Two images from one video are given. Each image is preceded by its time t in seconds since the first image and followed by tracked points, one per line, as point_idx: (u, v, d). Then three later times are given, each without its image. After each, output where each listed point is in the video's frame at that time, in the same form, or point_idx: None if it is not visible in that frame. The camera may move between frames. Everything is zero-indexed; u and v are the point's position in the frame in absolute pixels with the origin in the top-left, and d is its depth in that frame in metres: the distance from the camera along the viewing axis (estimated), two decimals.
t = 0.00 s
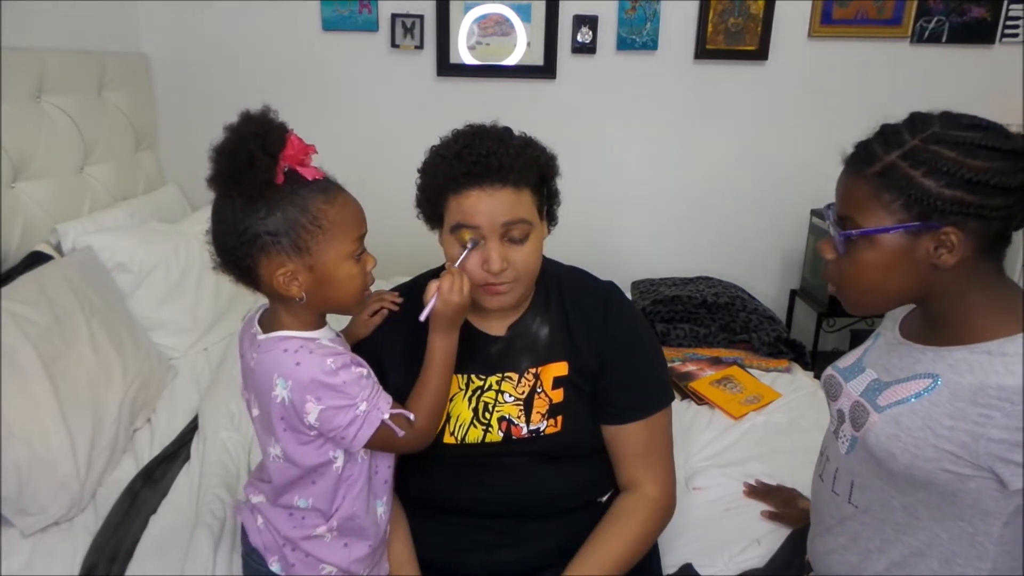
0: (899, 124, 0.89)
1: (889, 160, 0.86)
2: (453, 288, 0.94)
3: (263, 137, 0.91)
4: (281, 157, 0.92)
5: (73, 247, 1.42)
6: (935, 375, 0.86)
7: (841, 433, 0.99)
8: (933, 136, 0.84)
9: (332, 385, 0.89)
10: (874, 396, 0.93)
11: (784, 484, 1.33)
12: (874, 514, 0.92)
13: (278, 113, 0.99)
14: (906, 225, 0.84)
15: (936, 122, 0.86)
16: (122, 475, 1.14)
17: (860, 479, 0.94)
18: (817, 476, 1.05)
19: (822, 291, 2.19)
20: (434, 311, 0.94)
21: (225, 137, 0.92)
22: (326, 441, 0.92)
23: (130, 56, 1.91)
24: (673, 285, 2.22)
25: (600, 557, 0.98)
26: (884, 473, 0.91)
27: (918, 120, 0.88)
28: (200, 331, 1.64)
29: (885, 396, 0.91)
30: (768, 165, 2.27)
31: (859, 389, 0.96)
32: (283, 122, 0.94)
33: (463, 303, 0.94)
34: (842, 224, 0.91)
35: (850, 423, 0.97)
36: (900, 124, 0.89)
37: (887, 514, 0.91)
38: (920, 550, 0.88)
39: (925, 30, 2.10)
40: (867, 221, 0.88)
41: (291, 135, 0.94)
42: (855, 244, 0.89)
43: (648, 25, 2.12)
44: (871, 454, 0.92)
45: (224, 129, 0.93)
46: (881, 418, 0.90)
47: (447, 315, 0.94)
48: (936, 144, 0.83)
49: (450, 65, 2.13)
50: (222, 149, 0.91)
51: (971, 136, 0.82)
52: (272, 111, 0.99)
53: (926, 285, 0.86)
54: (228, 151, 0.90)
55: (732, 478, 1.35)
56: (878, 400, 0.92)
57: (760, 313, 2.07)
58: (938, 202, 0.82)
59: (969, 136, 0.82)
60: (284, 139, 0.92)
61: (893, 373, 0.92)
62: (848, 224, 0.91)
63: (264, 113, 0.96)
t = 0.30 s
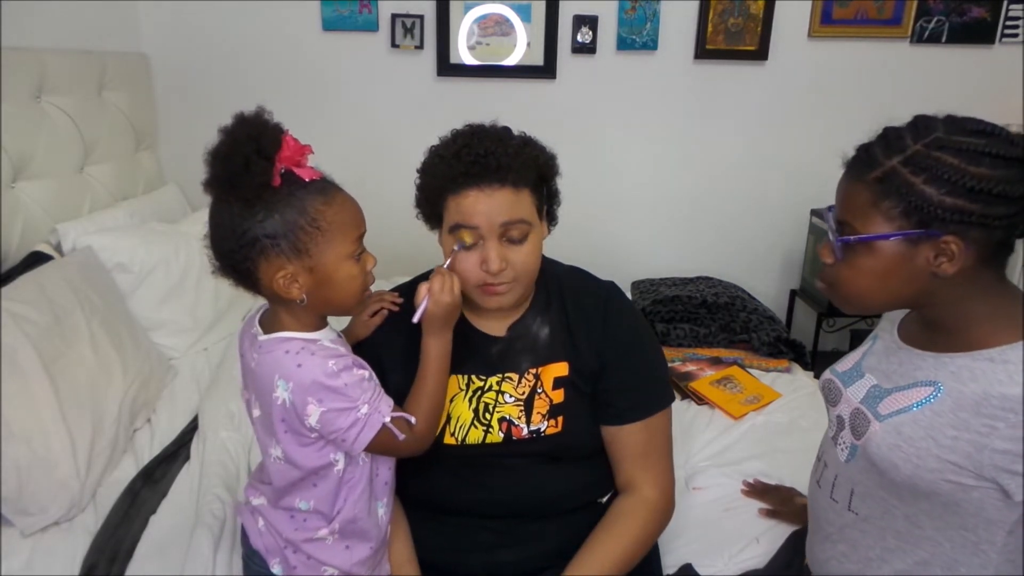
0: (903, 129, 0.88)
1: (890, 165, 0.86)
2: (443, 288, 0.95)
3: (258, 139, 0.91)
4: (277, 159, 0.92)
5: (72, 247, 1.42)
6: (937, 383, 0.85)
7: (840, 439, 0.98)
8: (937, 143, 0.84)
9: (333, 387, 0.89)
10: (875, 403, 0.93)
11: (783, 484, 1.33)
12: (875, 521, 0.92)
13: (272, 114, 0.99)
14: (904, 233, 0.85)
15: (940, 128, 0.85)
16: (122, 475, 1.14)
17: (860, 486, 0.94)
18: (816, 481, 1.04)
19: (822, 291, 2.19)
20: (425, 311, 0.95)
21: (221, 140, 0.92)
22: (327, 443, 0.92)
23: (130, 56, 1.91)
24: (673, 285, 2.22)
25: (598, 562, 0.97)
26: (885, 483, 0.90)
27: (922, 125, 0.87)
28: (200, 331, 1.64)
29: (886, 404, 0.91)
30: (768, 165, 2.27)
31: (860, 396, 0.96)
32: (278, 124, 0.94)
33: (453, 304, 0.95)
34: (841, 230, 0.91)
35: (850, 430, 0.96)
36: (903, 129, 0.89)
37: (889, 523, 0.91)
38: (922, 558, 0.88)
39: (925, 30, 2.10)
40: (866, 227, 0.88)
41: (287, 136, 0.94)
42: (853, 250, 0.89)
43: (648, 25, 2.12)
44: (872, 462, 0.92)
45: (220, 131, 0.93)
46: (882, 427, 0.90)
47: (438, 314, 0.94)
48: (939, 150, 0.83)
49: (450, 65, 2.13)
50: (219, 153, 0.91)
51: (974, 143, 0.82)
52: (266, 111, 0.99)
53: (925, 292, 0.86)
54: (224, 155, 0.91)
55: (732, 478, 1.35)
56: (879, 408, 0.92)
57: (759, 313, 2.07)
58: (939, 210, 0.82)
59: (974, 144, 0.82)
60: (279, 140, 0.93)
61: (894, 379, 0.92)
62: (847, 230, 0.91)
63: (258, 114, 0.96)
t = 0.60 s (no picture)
0: (899, 131, 0.86)
1: (898, 173, 0.83)
2: (444, 287, 0.95)
3: (247, 142, 0.91)
4: (267, 160, 0.91)
5: (72, 247, 1.42)
6: (930, 385, 0.86)
7: (837, 441, 0.99)
8: (941, 144, 0.81)
9: (332, 390, 0.89)
10: (869, 404, 0.93)
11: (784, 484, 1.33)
12: (873, 524, 0.92)
13: (258, 116, 0.98)
14: (920, 239, 0.82)
15: (940, 127, 0.82)
16: (122, 474, 1.14)
17: (857, 488, 0.94)
18: (815, 484, 1.04)
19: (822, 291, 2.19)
20: (427, 311, 0.95)
21: (209, 146, 0.92)
22: (327, 446, 0.92)
23: (130, 56, 1.91)
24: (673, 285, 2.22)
25: (596, 565, 0.97)
26: (881, 484, 0.90)
27: (918, 124, 0.85)
28: (200, 331, 1.64)
29: (880, 405, 0.91)
30: (769, 165, 2.27)
31: (855, 397, 0.96)
32: (265, 126, 0.93)
33: (455, 303, 0.95)
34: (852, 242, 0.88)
35: (846, 431, 0.96)
36: (900, 131, 0.86)
37: (886, 524, 0.91)
38: (920, 559, 0.88)
39: (925, 30, 2.09)
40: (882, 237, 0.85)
41: (275, 137, 0.94)
42: (868, 260, 0.86)
43: (648, 24, 2.12)
44: (869, 464, 0.91)
45: (207, 137, 0.93)
46: (876, 429, 0.90)
47: (439, 314, 0.94)
48: (945, 151, 0.81)
49: (450, 65, 2.13)
50: (208, 158, 0.91)
51: (978, 142, 0.80)
52: (251, 114, 0.99)
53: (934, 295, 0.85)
54: (213, 160, 0.90)
55: (732, 478, 1.35)
56: (873, 410, 0.92)
57: (760, 313, 2.07)
58: (953, 213, 0.80)
59: (977, 141, 0.80)
60: (268, 142, 0.92)
61: (889, 380, 0.92)
62: (859, 241, 0.87)
63: (244, 117, 0.95)
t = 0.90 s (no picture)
0: (919, 226, 0.68)
1: (987, 280, 0.67)
2: (448, 284, 0.94)
3: (244, 140, 0.91)
4: (264, 158, 0.91)
5: (72, 247, 1.41)
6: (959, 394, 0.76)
7: (849, 455, 0.89)
8: (994, 228, 0.66)
9: (327, 389, 0.89)
10: (889, 418, 0.83)
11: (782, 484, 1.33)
12: (901, 532, 0.85)
13: (255, 115, 0.98)
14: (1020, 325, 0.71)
15: (961, 203, 0.67)
16: (122, 474, 1.14)
17: (883, 500, 0.86)
18: (820, 495, 0.97)
19: (822, 291, 2.19)
20: (430, 310, 0.94)
21: (206, 144, 0.92)
22: (324, 445, 0.92)
23: (130, 56, 1.91)
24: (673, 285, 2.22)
25: (597, 566, 0.97)
26: (916, 496, 0.82)
27: (935, 210, 0.68)
28: (201, 331, 1.64)
29: (904, 418, 0.81)
30: (768, 165, 2.27)
31: (864, 410, 0.86)
32: (262, 124, 0.93)
33: (459, 301, 0.94)
34: (943, 363, 0.73)
35: (864, 446, 0.87)
36: (924, 229, 0.68)
37: (919, 532, 0.83)
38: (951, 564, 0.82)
39: (925, 30, 2.08)
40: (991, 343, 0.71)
41: (272, 136, 0.94)
42: (978, 370, 0.73)
43: (648, 25, 2.12)
44: (901, 479, 0.82)
45: (205, 135, 0.93)
46: (909, 445, 0.81)
47: (440, 314, 0.93)
48: (1006, 232, 0.66)
49: (450, 65, 2.13)
50: (205, 156, 0.91)
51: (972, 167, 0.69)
52: (250, 113, 0.99)
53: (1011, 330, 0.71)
54: (210, 158, 0.90)
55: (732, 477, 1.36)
56: (897, 424, 0.82)
57: (759, 313, 2.08)
58: None
59: (1006, 198, 0.67)
60: (265, 140, 0.92)
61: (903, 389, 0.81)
62: (956, 357, 0.73)
63: (242, 116, 0.95)
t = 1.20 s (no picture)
0: (942, 237, 0.69)
1: (1016, 289, 0.67)
2: (438, 283, 0.95)
3: (242, 140, 0.90)
4: (263, 158, 0.91)
5: (72, 246, 1.41)
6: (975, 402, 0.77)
7: (859, 460, 0.90)
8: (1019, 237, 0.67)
9: (323, 389, 0.89)
10: (901, 424, 0.84)
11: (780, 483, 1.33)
12: (913, 536, 0.88)
13: (255, 115, 0.98)
14: None
15: (984, 213, 0.68)
16: (121, 476, 1.12)
17: (897, 505, 0.87)
18: (827, 498, 0.97)
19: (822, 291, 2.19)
20: (422, 307, 0.95)
21: (205, 144, 0.92)
22: (322, 445, 0.92)
23: (130, 56, 1.91)
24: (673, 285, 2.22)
25: (598, 566, 0.97)
26: (929, 502, 0.84)
27: (957, 220, 0.68)
28: (200, 331, 1.64)
29: (920, 424, 0.82)
30: (768, 165, 2.27)
31: (875, 415, 0.87)
32: (262, 124, 0.93)
33: (449, 298, 0.94)
34: (973, 375, 0.73)
35: (875, 451, 0.87)
36: (947, 240, 0.69)
37: (929, 535, 0.86)
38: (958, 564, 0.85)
39: (925, 30, 2.09)
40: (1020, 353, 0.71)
41: (271, 135, 0.94)
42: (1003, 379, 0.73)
43: (648, 25, 2.12)
44: (916, 485, 0.84)
45: (204, 134, 0.93)
46: (926, 452, 0.81)
47: (432, 310, 0.94)
48: None
49: (450, 65, 2.13)
50: (204, 156, 0.91)
51: (992, 179, 0.70)
52: (250, 113, 0.99)
53: None
54: (208, 159, 0.90)
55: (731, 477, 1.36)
56: (912, 430, 0.83)
57: (759, 313, 2.08)
58: None
59: None
60: (263, 139, 0.92)
61: (918, 396, 0.83)
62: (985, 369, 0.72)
63: (242, 116, 0.95)
